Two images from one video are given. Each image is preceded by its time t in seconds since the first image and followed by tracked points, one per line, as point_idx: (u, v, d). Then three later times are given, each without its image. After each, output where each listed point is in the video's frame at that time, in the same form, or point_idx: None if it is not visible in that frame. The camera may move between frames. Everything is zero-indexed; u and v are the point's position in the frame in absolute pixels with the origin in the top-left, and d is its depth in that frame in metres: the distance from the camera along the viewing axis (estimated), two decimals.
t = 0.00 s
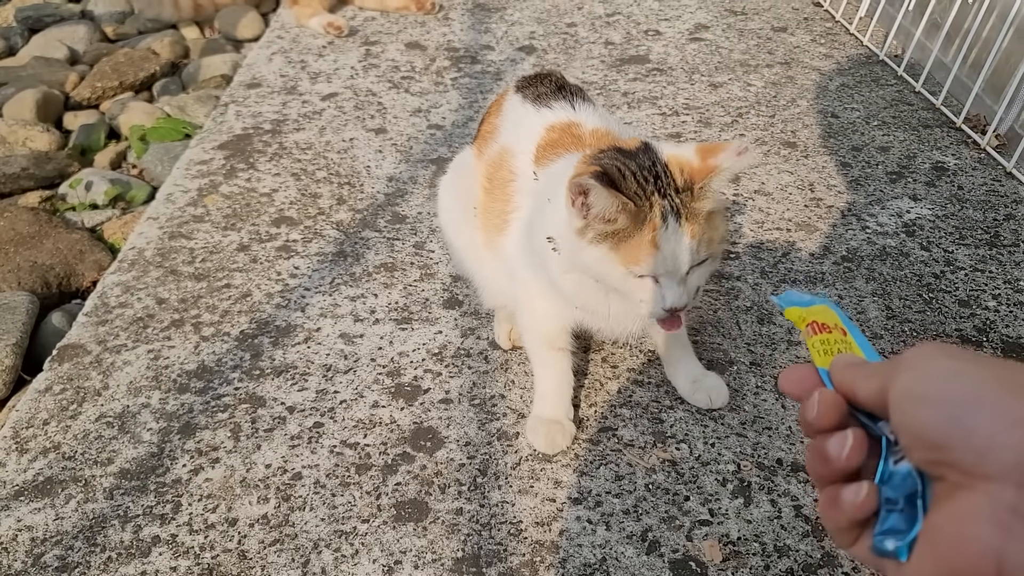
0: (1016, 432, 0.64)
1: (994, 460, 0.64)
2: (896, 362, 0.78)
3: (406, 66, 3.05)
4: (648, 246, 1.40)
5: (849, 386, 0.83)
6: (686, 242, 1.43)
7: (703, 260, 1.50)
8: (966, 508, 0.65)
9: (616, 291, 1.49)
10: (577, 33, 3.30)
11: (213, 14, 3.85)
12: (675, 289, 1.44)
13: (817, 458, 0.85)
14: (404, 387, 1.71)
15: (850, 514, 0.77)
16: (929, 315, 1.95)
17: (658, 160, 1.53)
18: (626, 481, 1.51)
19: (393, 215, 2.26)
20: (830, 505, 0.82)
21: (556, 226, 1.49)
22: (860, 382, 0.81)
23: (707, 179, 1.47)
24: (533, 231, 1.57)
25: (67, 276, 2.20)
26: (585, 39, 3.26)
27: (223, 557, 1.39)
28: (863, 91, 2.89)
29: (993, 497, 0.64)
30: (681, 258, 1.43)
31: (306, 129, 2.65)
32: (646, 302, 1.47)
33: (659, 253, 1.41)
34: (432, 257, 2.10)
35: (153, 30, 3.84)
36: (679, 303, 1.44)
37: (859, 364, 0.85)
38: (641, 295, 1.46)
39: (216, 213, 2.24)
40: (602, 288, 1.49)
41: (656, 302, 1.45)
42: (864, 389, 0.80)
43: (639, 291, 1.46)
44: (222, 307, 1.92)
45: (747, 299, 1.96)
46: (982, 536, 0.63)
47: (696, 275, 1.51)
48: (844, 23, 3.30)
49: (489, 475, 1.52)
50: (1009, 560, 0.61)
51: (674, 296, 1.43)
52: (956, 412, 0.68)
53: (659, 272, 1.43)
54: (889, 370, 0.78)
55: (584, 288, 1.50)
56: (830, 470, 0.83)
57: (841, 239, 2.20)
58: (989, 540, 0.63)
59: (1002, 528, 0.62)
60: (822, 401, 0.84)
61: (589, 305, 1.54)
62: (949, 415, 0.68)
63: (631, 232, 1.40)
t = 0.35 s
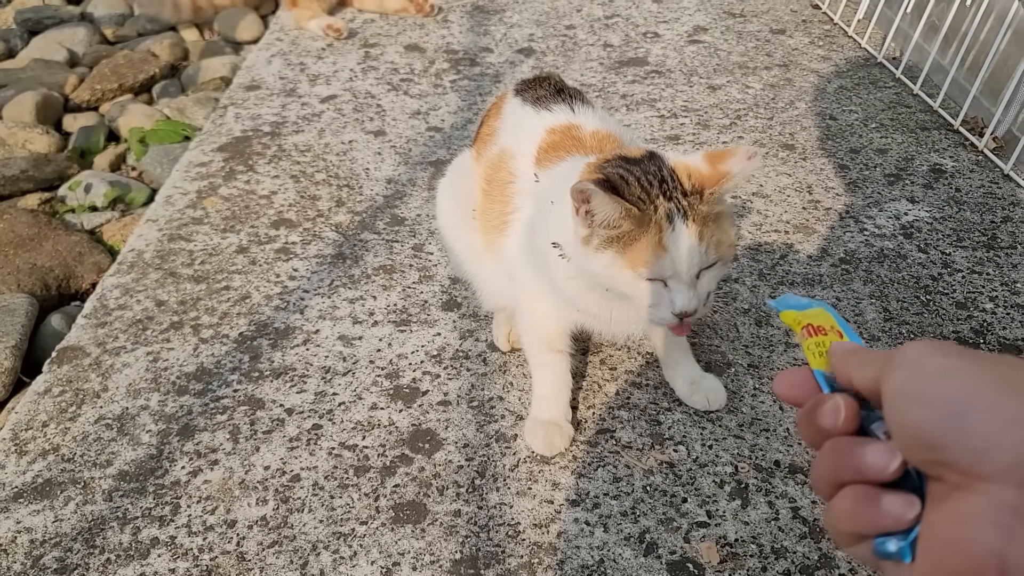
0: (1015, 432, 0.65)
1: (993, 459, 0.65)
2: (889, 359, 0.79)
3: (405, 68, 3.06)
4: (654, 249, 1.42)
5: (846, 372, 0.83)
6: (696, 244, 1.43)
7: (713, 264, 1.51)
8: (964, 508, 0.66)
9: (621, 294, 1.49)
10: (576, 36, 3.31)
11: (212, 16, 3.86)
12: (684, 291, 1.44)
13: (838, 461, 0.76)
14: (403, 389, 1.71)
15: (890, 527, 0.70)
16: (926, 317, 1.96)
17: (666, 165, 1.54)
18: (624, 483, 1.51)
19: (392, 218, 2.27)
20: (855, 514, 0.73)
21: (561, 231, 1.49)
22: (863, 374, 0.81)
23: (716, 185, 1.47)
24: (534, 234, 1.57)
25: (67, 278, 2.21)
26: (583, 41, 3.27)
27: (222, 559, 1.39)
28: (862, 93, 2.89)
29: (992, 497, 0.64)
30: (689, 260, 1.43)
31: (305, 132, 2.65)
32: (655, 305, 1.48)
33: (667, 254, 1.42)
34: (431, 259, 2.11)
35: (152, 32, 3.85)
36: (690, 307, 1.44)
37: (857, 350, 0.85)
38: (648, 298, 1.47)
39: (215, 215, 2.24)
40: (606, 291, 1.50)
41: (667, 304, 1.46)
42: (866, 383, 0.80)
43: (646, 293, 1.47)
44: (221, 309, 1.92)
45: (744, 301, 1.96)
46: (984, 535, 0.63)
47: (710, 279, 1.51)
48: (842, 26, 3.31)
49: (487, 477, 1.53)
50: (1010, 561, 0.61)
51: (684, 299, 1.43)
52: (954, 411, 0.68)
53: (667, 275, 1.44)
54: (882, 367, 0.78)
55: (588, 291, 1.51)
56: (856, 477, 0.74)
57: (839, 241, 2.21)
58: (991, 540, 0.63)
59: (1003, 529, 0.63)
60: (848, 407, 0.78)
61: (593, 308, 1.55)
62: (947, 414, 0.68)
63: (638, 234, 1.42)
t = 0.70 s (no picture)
0: (1013, 429, 0.64)
1: (994, 458, 0.65)
2: (889, 361, 0.78)
3: (403, 67, 3.05)
4: (653, 243, 1.41)
5: (849, 374, 0.82)
6: (696, 237, 1.42)
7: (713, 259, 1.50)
8: (967, 508, 0.65)
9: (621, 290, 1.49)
10: (575, 35, 3.31)
11: (211, 15, 3.86)
12: (684, 286, 1.44)
13: (860, 463, 0.75)
14: (401, 387, 1.72)
15: (909, 534, 0.70)
16: (925, 315, 1.96)
17: (666, 157, 1.54)
18: (622, 480, 1.51)
19: (391, 216, 2.27)
20: (874, 518, 0.73)
21: (560, 229, 1.49)
22: (864, 375, 0.79)
23: (717, 172, 1.49)
24: (534, 232, 1.57)
25: (65, 277, 2.21)
26: (582, 40, 3.27)
27: (221, 556, 1.39)
28: (861, 92, 2.90)
29: (994, 495, 0.64)
30: (689, 253, 1.42)
31: (304, 130, 2.65)
32: (654, 300, 1.47)
33: (667, 248, 1.41)
34: (430, 257, 2.11)
35: (151, 31, 3.85)
36: (689, 302, 1.44)
37: (861, 348, 0.84)
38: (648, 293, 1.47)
39: (213, 214, 2.24)
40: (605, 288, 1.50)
41: (666, 300, 1.45)
42: (870, 386, 0.78)
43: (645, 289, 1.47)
44: (219, 308, 1.93)
45: (743, 300, 1.96)
46: (987, 535, 0.63)
47: (709, 274, 1.50)
48: (841, 25, 3.31)
49: (485, 475, 1.53)
50: (1014, 560, 0.61)
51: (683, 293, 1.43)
52: (953, 412, 0.68)
53: (666, 270, 1.43)
54: (883, 369, 0.77)
55: (587, 288, 1.51)
56: (877, 482, 0.74)
57: (838, 240, 2.21)
58: (995, 538, 0.62)
59: (1006, 527, 0.62)
60: (880, 413, 0.76)
61: (593, 306, 1.55)
62: (947, 414, 0.68)
63: (636, 228, 1.41)
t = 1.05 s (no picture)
0: (1007, 436, 0.65)
1: (986, 465, 0.65)
2: (881, 365, 0.77)
3: (403, 70, 3.06)
4: (659, 250, 1.41)
5: (843, 379, 0.82)
6: (701, 242, 1.43)
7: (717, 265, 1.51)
8: (961, 513, 0.66)
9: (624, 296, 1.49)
10: (574, 38, 3.31)
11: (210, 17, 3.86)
12: (691, 293, 1.44)
13: (859, 467, 0.75)
14: (401, 390, 1.72)
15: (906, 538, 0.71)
16: (924, 318, 1.96)
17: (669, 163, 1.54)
18: (622, 483, 1.51)
19: (390, 219, 2.27)
20: (870, 521, 0.73)
21: (561, 234, 1.50)
22: (857, 381, 0.79)
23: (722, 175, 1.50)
24: (534, 236, 1.57)
25: (65, 280, 2.21)
26: (581, 43, 3.27)
27: (220, 559, 1.39)
28: (859, 95, 2.90)
29: (988, 502, 0.65)
30: (695, 259, 1.43)
31: (303, 133, 2.65)
32: (659, 307, 1.48)
33: (673, 254, 1.41)
34: (429, 260, 2.11)
35: (151, 33, 3.85)
36: (695, 308, 1.44)
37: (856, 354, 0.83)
38: (653, 299, 1.47)
39: (213, 217, 2.24)
40: (609, 293, 1.50)
41: (672, 306, 1.46)
42: (866, 391, 0.78)
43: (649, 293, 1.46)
44: (219, 310, 1.93)
45: (742, 303, 1.97)
46: (982, 540, 0.64)
47: (713, 280, 1.51)
48: (840, 28, 3.32)
49: (485, 478, 1.53)
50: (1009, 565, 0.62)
51: (688, 299, 1.43)
52: (946, 418, 0.68)
53: (672, 275, 1.43)
54: (874, 374, 0.77)
55: (590, 293, 1.51)
56: (875, 487, 0.74)
57: (837, 242, 2.21)
58: (990, 544, 0.63)
59: (1002, 534, 0.63)
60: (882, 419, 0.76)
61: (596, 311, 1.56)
62: (940, 421, 0.68)
63: (642, 236, 1.41)
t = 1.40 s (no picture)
0: (1008, 440, 0.64)
1: (987, 469, 0.65)
2: (888, 369, 0.78)
3: (402, 71, 3.06)
4: (686, 257, 1.39)
5: (849, 385, 0.82)
6: (723, 244, 1.41)
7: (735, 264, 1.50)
8: (960, 517, 0.66)
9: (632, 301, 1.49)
10: (573, 39, 3.32)
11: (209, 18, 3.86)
12: (716, 294, 1.43)
13: (855, 468, 0.75)
14: (400, 392, 1.71)
15: (903, 539, 0.71)
16: (923, 319, 1.96)
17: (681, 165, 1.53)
18: (621, 484, 1.51)
19: (389, 220, 2.27)
20: (867, 522, 0.73)
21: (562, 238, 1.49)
22: (862, 387, 0.79)
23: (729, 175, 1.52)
24: (534, 239, 1.57)
25: (63, 280, 2.20)
26: (580, 44, 3.27)
27: (219, 561, 1.39)
28: (859, 96, 2.90)
29: (988, 506, 0.64)
30: (721, 263, 1.41)
31: (302, 134, 2.65)
32: (683, 311, 1.46)
33: (700, 258, 1.39)
34: (428, 261, 2.11)
35: (149, 34, 3.85)
36: (722, 310, 1.43)
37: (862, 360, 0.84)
38: (680, 305, 1.45)
39: (212, 218, 2.24)
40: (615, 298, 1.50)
41: (698, 309, 1.44)
42: (868, 395, 0.78)
43: (674, 298, 1.44)
44: (218, 311, 1.92)
45: (741, 304, 1.97)
46: (980, 544, 0.63)
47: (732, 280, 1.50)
48: (839, 28, 3.32)
49: (484, 479, 1.53)
50: (1007, 570, 0.62)
51: (715, 302, 1.42)
52: (946, 421, 0.67)
53: (700, 280, 1.41)
54: (880, 378, 0.77)
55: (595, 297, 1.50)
56: (872, 488, 0.74)
57: (836, 243, 2.21)
58: (988, 549, 0.63)
59: (1001, 539, 0.63)
60: (879, 422, 0.76)
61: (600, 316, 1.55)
62: (941, 423, 0.68)
63: (670, 243, 1.39)
